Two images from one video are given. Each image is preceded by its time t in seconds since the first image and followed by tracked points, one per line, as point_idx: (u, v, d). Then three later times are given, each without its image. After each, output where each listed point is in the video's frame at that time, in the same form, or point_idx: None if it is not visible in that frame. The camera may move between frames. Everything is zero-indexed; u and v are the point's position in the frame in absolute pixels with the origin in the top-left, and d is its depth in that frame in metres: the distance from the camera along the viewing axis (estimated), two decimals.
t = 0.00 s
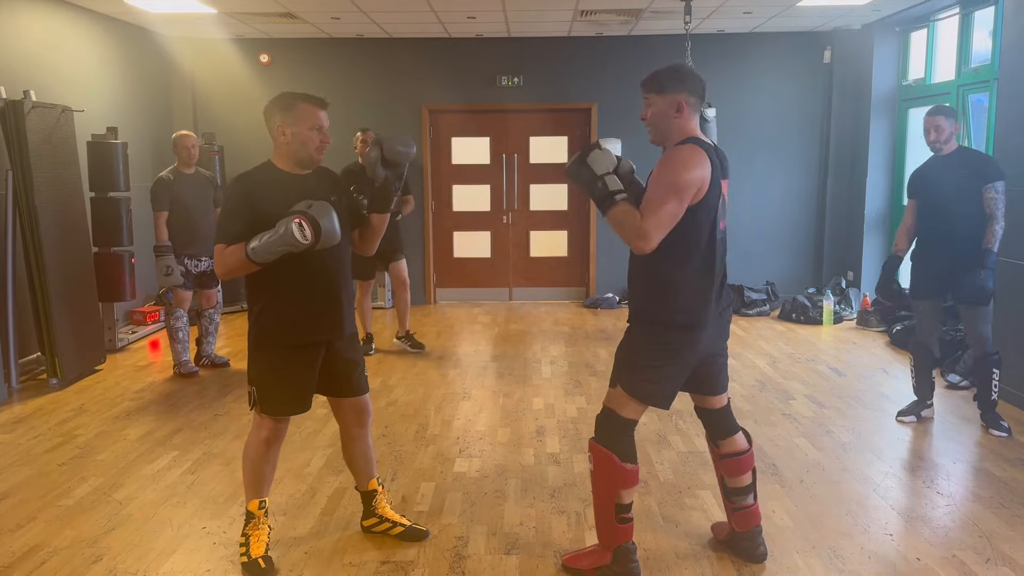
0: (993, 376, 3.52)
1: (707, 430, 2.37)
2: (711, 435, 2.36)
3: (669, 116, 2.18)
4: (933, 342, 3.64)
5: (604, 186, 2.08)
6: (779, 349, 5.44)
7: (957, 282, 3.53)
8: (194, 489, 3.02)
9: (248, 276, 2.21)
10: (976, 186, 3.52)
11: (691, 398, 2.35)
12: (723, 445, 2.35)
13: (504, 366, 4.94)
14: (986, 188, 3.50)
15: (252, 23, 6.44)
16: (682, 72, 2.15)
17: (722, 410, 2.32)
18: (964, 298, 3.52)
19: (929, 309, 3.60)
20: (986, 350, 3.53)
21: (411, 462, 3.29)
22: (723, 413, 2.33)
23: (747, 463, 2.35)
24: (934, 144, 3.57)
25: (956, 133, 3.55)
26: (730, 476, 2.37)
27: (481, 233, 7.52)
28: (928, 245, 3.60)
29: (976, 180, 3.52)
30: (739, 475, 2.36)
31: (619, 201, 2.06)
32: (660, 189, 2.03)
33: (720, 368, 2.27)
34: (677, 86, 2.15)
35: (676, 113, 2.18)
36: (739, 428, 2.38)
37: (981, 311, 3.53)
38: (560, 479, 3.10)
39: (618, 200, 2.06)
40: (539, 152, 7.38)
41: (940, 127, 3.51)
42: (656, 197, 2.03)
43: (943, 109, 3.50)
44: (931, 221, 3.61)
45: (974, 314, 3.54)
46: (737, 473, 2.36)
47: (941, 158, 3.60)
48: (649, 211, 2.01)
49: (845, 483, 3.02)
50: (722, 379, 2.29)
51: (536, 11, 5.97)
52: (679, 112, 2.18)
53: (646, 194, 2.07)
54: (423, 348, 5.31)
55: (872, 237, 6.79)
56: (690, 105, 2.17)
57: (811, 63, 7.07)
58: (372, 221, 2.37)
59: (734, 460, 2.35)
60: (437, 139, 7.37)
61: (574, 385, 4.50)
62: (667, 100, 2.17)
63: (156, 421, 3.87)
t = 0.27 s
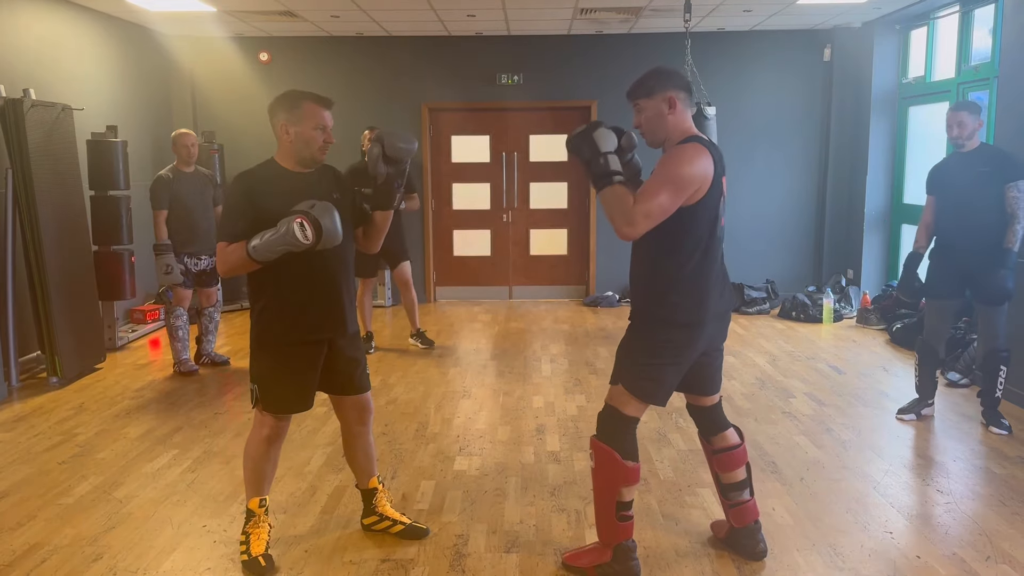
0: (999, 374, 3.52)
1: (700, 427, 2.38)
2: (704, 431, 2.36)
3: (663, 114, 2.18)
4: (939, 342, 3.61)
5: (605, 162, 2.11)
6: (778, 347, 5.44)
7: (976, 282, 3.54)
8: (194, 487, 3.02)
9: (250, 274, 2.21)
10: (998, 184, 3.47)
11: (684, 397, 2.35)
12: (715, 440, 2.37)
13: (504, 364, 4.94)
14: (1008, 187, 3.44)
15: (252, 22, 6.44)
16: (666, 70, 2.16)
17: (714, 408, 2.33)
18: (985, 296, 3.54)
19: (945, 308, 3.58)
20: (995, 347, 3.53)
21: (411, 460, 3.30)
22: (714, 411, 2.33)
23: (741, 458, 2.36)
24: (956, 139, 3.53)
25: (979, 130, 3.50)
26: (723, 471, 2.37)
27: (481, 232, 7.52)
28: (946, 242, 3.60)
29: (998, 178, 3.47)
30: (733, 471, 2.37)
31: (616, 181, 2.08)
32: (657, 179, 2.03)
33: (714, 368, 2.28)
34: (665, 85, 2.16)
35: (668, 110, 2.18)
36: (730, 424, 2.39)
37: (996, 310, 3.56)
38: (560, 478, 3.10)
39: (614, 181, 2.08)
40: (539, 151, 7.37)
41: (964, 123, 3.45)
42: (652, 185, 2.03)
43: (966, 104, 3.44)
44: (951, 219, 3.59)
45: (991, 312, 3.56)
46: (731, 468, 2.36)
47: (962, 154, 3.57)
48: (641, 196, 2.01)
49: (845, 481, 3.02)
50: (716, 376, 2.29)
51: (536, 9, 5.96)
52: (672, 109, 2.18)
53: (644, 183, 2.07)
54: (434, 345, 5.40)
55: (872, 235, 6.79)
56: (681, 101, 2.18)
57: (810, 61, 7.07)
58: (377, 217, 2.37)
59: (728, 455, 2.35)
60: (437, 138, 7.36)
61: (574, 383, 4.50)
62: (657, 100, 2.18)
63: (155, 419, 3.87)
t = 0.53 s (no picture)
0: (1006, 372, 3.53)
1: (696, 427, 2.38)
2: (700, 430, 2.37)
3: (661, 117, 2.18)
4: (937, 341, 3.62)
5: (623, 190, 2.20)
6: (778, 344, 5.45)
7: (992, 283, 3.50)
8: (194, 485, 3.02)
9: (251, 272, 2.21)
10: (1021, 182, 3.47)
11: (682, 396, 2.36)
12: (712, 439, 2.37)
13: (504, 362, 4.94)
14: None
15: (251, 19, 6.43)
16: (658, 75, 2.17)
17: (711, 409, 2.33)
18: (1005, 296, 3.50)
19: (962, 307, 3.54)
20: (1004, 346, 3.55)
21: (411, 458, 3.30)
22: (712, 411, 2.34)
23: (738, 456, 2.36)
24: (972, 139, 3.49)
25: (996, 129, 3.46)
26: (720, 469, 2.38)
27: (481, 230, 7.51)
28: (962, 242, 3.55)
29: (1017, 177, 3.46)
30: (729, 467, 2.37)
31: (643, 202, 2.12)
32: (686, 177, 2.05)
33: (711, 368, 2.29)
34: (660, 89, 2.16)
35: (667, 112, 2.18)
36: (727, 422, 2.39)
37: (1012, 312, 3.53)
38: (560, 475, 3.10)
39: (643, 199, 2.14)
40: (539, 149, 7.37)
41: (979, 123, 3.42)
42: (685, 183, 2.05)
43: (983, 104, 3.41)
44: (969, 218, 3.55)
45: (1008, 312, 3.53)
46: (728, 466, 2.36)
47: (979, 154, 3.53)
48: (679, 199, 2.03)
49: (845, 479, 3.03)
50: (714, 375, 2.30)
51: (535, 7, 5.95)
52: (669, 112, 2.18)
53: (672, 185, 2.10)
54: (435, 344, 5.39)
55: (872, 233, 6.79)
56: (678, 104, 2.18)
57: (810, 59, 7.06)
58: (379, 213, 2.37)
59: (724, 453, 2.36)
60: (437, 136, 7.36)
61: (574, 381, 4.50)
62: (655, 103, 2.17)
63: (155, 417, 3.87)
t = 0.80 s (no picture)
0: (1007, 370, 3.53)
1: (693, 426, 2.39)
2: (697, 429, 2.37)
3: (631, 128, 2.19)
4: (949, 341, 3.59)
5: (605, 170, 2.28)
6: (778, 343, 5.45)
7: (998, 280, 3.49)
8: (194, 483, 3.03)
9: (252, 272, 2.21)
10: None
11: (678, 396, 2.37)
12: (709, 438, 2.37)
13: (504, 361, 4.94)
14: None
15: (251, 18, 6.43)
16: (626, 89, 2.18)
17: (707, 408, 2.35)
18: (1010, 295, 3.48)
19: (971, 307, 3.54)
20: (1006, 343, 3.54)
21: (411, 456, 3.30)
22: (708, 410, 2.35)
23: (735, 455, 2.37)
24: (981, 136, 3.49)
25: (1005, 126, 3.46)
26: (718, 468, 2.38)
27: (481, 228, 7.51)
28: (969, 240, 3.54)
29: None
30: (727, 467, 2.37)
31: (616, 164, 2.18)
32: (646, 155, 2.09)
33: (709, 364, 2.28)
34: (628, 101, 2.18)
35: (636, 124, 2.19)
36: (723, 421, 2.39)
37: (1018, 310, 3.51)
38: (560, 474, 3.11)
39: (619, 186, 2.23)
40: (539, 147, 7.37)
41: (989, 120, 3.42)
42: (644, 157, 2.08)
43: (992, 101, 3.42)
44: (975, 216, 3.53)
45: (1011, 310, 3.51)
46: (726, 464, 2.37)
47: (988, 151, 3.51)
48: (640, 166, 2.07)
49: (846, 477, 3.03)
50: (712, 373, 2.30)
51: (535, 5, 5.95)
52: (638, 123, 2.19)
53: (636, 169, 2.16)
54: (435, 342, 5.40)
55: (872, 231, 6.79)
56: (646, 114, 2.18)
57: (810, 57, 7.05)
58: (380, 209, 2.37)
59: (722, 452, 2.36)
60: (437, 134, 7.35)
61: (574, 379, 4.51)
62: (625, 116, 2.18)
63: (156, 416, 3.87)
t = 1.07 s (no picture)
0: (1008, 370, 3.54)
1: (700, 417, 2.39)
2: (703, 420, 2.38)
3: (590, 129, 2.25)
4: (951, 339, 3.59)
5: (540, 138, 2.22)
6: (778, 341, 5.45)
7: (1003, 278, 3.48)
8: (194, 482, 3.03)
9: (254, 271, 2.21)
10: None
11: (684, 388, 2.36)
12: (714, 430, 2.38)
13: (504, 359, 4.94)
14: None
15: (251, 16, 6.43)
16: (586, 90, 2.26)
17: (715, 399, 2.34)
18: (1011, 293, 3.48)
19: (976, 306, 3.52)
20: (1008, 342, 3.54)
21: (412, 454, 3.30)
22: (716, 402, 2.34)
23: (740, 447, 2.38)
24: (987, 134, 3.51)
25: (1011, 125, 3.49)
26: (723, 460, 2.39)
27: (481, 227, 7.51)
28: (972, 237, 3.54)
29: None
30: (730, 460, 2.38)
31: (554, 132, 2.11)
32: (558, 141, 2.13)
33: (714, 359, 2.27)
34: (586, 103, 2.25)
35: (594, 125, 2.25)
36: (729, 413, 2.41)
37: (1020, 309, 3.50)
38: (561, 472, 3.11)
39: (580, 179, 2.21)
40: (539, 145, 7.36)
41: (996, 119, 3.44)
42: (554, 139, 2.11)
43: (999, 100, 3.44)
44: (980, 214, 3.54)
45: (1014, 309, 3.51)
46: (731, 456, 2.38)
47: (992, 149, 3.54)
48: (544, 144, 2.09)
49: (846, 475, 3.03)
50: (715, 370, 2.29)
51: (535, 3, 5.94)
52: (595, 123, 2.25)
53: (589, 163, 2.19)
54: (435, 340, 5.40)
55: (872, 230, 6.79)
56: (601, 114, 2.25)
57: (810, 55, 7.05)
58: (387, 179, 2.34)
59: (726, 443, 2.38)
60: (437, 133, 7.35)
61: (574, 377, 4.51)
62: (583, 117, 2.26)
63: (156, 415, 3.87)
